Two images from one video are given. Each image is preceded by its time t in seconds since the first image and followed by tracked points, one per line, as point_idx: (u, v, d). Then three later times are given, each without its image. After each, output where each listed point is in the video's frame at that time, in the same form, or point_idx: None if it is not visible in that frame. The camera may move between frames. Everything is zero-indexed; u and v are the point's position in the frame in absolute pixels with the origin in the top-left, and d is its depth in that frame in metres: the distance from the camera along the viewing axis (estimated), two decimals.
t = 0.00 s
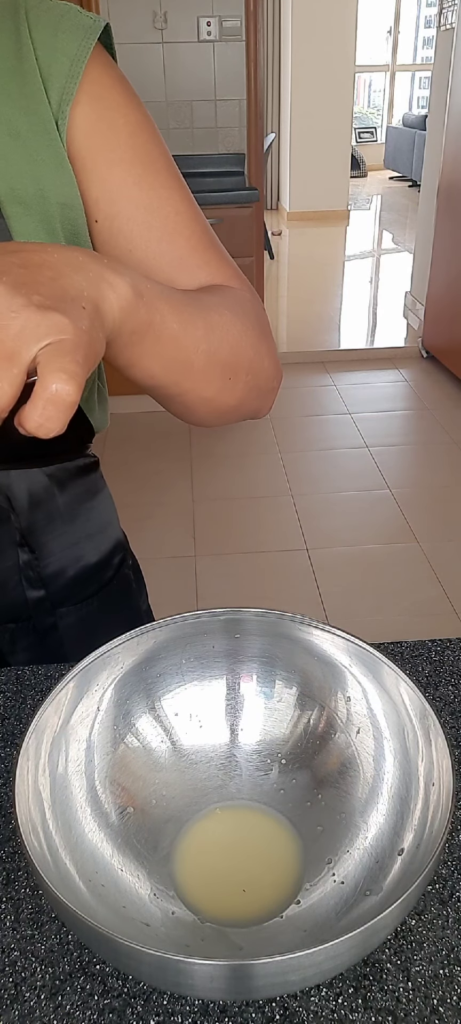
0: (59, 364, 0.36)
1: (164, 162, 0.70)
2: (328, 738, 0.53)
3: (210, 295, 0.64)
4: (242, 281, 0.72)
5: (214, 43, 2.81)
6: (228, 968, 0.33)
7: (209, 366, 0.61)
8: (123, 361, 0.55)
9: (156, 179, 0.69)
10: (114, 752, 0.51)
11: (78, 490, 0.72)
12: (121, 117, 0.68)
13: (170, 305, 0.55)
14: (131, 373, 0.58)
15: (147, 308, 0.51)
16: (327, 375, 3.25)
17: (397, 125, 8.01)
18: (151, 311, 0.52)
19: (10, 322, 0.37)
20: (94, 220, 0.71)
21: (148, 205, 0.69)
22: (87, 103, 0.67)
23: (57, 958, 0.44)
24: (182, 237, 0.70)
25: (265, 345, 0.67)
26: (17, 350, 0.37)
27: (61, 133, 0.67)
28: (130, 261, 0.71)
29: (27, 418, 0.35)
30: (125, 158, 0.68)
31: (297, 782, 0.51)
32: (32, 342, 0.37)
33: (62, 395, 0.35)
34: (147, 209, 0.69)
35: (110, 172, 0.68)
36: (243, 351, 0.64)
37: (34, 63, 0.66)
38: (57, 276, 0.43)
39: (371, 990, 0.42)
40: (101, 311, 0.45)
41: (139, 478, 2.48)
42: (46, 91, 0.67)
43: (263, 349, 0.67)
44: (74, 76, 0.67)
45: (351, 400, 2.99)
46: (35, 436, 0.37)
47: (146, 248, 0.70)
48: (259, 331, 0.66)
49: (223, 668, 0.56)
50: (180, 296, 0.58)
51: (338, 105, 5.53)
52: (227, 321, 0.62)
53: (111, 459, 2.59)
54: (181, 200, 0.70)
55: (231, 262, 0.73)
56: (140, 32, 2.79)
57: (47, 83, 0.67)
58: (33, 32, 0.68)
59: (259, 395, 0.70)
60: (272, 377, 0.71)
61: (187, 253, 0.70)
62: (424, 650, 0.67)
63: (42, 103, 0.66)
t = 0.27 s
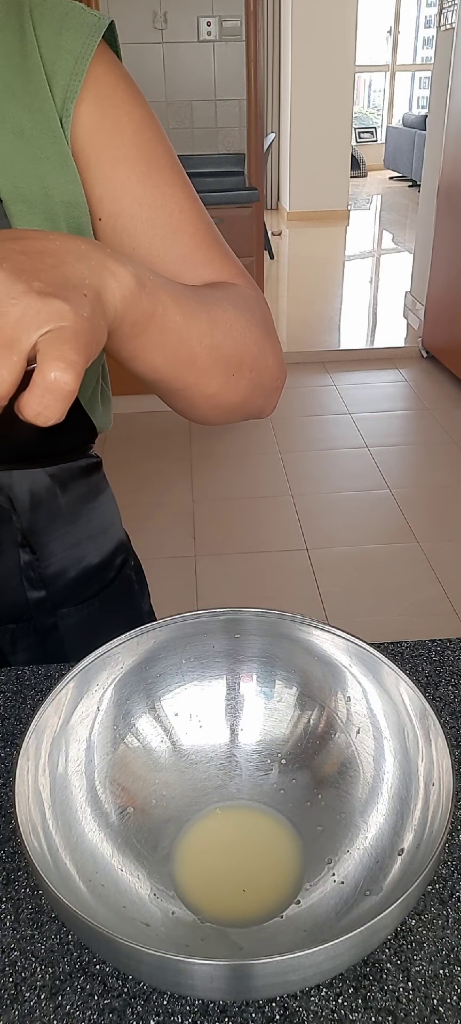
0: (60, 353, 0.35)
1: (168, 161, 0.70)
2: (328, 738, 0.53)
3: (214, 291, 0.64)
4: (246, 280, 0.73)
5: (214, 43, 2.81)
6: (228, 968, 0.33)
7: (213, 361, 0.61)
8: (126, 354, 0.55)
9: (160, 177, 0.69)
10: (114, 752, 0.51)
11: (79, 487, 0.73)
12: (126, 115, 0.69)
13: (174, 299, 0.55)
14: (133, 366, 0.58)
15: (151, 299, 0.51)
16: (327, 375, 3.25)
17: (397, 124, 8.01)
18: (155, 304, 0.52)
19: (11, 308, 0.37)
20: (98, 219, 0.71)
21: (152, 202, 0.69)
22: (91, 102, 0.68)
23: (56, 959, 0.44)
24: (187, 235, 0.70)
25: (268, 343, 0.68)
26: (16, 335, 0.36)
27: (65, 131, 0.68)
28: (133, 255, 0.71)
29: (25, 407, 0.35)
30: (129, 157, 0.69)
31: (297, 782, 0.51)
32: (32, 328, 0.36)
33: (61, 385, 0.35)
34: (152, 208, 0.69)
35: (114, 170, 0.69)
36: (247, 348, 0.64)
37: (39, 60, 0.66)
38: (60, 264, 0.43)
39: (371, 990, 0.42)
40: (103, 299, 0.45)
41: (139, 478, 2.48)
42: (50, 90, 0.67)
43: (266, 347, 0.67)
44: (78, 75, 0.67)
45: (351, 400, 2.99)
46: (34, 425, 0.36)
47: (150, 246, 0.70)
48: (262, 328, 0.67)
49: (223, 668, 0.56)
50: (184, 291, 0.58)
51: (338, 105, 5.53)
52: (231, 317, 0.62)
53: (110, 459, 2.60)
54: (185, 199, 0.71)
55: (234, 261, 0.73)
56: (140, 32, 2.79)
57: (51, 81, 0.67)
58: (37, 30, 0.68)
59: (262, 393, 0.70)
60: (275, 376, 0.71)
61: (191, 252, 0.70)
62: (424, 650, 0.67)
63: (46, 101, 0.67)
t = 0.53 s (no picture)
0: (75, 333, 0.35)
1: (169, 161, 0.70)
2: (328, 738, 0.53)
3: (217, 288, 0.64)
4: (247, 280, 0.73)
5: (214, 43, 2.81)
6: (228, 967, 0.33)
7: (217, 358, 0.61)
8: (134, 345, 0.55)
9: (162, 177, 0.70)
10: (114, 752, 0.51)
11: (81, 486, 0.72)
12: (127, 116, 0.69)
13: (182, 292, 0.55)
14: (140, 358, 0.58)
15: (160, 290, 0.51)
16: (327, 375, 3.25)
17: (397, 124, 8.01)
18: (164, 295, 0.52)
19: (28, 289, 0.36)
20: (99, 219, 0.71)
21: (153, 203, 0.70)
22: (93, 102, 0.68)
23: (57, 958, 0.44)
24: (188, 234, 0.71)
25: (269, 342, 0.68)
26: (34, 314, 0.35)
27: (67, 131, 0.68)
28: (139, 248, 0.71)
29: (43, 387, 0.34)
30: (131, 158, 0.69)
31: (296, 782, 0.51)
32: (50, 308, 0.36)
33: (81, 364, 0.34)
34: (153, 208, 0.70)
35: (116, 170, 0.69)
36: (248, 347, 0.64)
37: (41, 62, 0.66)
38: (74, 247, 0.43)
39: (371, 990, 0.42)
40: (117, 286, 0.45)
41: (139, 477, 2.48)
42: (53, 91, 0.67)
43: (267, 346, 0.67)
44: (80, 77, 0.67)
45: (351, 400, 2.99)
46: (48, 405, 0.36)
47: (152, 246, 0.71)
48: (263, 327, 0.67)
49: (223, 668, 0.56)
50: (190, 286, 0.58)
51: (338, 105, 5.53)
52: (235, 314, 0.63)
53: (110, 459, 2.59)
54: (186, 198, 0.71)
55: (235, 261, 0.73)
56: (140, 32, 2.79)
57: (53, 82, 0.67)
58: (40, 31, 0.68)
59: (263, 393, 0.71)
60: (276, 375, 0.71)
61: (192, 251, 0.71)
62: (424, 650, 0.67)
63: (49, 102, 0.67)
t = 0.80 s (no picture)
0: (84, 320, 0.35)
1: (168, 161, 0.71)
2: (328, 738, 0.53)
3: (217, 286, 0.64)
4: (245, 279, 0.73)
5: (215, 43, 2.81)
6: (228, 967, 0.33)
7: (217, 356, 0.61)
8: (137, 341, 0.55)
9: (161, 177, 0.70)
10: (114, 752, 0.51)
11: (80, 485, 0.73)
12: (126, 116, 0.69)
13: (185, 289, 0.55)
14: (142, 356, 0.58)
15: (165, 286, 0.51)
16: (327, 375, 3.25)
17: (397, 124, 8.01)
18: (168, 290, 0.52)
19: (37, 278, 0.36)
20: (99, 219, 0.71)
21: (153, 203, 0.70)
22: (94, 102, 0.68)
23: (57, 958, 0.44)
24: (187, 234, 0.71)
25: (267, 342, 0.68)
26: (43, 304, 0.35)
27: (68, 132, 0.68)
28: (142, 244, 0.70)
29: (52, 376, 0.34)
30: (131, 158, 0.69)
31: (297, 782, 0.51)
32: (59, 297, 0.35)
33: (90, 353, 0.34)
34: (152, 208, 0.70)
35: (116, 170, 0.69)
36: (247, 346, 0.64)
37: (41, 63, 0.66)
38: (81, 238, 0.42)
39: (371, 990, 0.42)
40: (123, 279, 0.44)
41: (139, 478, 2.48)
42: (53, 91, 0.67)
43: (266, 346, 0.67)
44: (80, 77, 0.67)
45: (351, 400, 2.99)
46: (57, 395, 0.35)
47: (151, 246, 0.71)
48: (262, 326, 0.67)
49: (223, 668, 0.56)
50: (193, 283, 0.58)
51: (338, 105, 5.53)
52: (234, 313, 0.63)
53: (110, 459, 2.59)
54: (185, 198, 0.71)
55: (234, 260, 0.73)
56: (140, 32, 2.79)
57: (53, 83, 0.67)
58: (40, 31, 0.68)
59: (262, 393, 0.71)
60: (275, 375, 0.71)
61: (192, 251, 0.71)
62: (424, 650, 0.67)
63: (48, 102, 0.67)
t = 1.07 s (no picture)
0: (81, 323, 0.35)
1: (168, 163, 0.71)
2: (328, 738, 0.53)
3: (218, 287, 0.64)
4: (243, 281, 0.74)
5: (214, 43, 2.81)
6: (228, 968, 0.33)
7: (218, 356, 0.61)
8: (134, 344, 0.55)
9: (161, 179, 0.70)
10: (114, 752, 0.51)
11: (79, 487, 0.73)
12: (127, 118, 0.69)
13: (184, 291, 0.55)
14: (139, 358, 0.58)
15: (163, 289, 0.51)
16: (327, 375, 3.25)
17: (397, 124, 8.01)
18: (166, 293, 0.52)
19: (33, 281, 0.36)
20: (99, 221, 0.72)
21: (152, 204, 0.70)
22: (95, 104, 0.68)
23: (57, 959, 0.44)
24: (186, 236, 0.71)
25: (267, 343, 0.68)
26: (40, 306, 0.35)
27: (68, 133, 0.68)
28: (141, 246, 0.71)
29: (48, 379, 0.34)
30: (131, 160, 0.69)
31: (297, 782, 0.51)
32: (56, 300, 0.36)
33: (86, 357, 0.35)
34: (152, 209, 0.70)
35: (116, 172, 0.69)
36: (246, 348, 0.64)
37: (43, 64, 0.67)
38: (78, 241, 0.43)
39: (371, 990, 0.42)
40: (120, 282, 0.45)
41: (139, 478, 2.48)
42: (54, 93, 0.67)
43: (265, 348, 0.68)
44: (82, 78, 0.67)
45: (351, 400, 2.99)
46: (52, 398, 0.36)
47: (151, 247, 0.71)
48: (260, 328, 0.67)
49: (223, 668, 0.56)
50: (192, 285, 0.58)
51: (338, 105, 5.53)
52: (234, 315, 0.63)
53: (110, 459, 2.59)
54: (185, 200, 0.72)
55: (232, 262, 0.74)
56: (140, 32, 2.79)
57: (54, 84, 0.67)
58: (41, 32, 0.68)
59: (261, 394, 0.71)
60: (273, 377, 0.72)
61: (191, 252, 0.71)
62: (424, 650, 0.67)
63: (50, 103, 0.67)
